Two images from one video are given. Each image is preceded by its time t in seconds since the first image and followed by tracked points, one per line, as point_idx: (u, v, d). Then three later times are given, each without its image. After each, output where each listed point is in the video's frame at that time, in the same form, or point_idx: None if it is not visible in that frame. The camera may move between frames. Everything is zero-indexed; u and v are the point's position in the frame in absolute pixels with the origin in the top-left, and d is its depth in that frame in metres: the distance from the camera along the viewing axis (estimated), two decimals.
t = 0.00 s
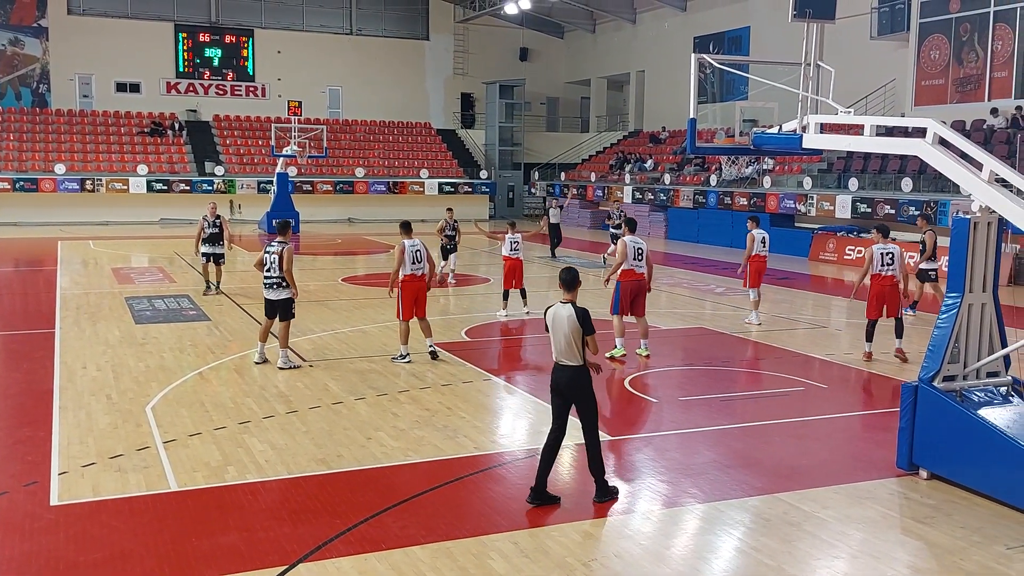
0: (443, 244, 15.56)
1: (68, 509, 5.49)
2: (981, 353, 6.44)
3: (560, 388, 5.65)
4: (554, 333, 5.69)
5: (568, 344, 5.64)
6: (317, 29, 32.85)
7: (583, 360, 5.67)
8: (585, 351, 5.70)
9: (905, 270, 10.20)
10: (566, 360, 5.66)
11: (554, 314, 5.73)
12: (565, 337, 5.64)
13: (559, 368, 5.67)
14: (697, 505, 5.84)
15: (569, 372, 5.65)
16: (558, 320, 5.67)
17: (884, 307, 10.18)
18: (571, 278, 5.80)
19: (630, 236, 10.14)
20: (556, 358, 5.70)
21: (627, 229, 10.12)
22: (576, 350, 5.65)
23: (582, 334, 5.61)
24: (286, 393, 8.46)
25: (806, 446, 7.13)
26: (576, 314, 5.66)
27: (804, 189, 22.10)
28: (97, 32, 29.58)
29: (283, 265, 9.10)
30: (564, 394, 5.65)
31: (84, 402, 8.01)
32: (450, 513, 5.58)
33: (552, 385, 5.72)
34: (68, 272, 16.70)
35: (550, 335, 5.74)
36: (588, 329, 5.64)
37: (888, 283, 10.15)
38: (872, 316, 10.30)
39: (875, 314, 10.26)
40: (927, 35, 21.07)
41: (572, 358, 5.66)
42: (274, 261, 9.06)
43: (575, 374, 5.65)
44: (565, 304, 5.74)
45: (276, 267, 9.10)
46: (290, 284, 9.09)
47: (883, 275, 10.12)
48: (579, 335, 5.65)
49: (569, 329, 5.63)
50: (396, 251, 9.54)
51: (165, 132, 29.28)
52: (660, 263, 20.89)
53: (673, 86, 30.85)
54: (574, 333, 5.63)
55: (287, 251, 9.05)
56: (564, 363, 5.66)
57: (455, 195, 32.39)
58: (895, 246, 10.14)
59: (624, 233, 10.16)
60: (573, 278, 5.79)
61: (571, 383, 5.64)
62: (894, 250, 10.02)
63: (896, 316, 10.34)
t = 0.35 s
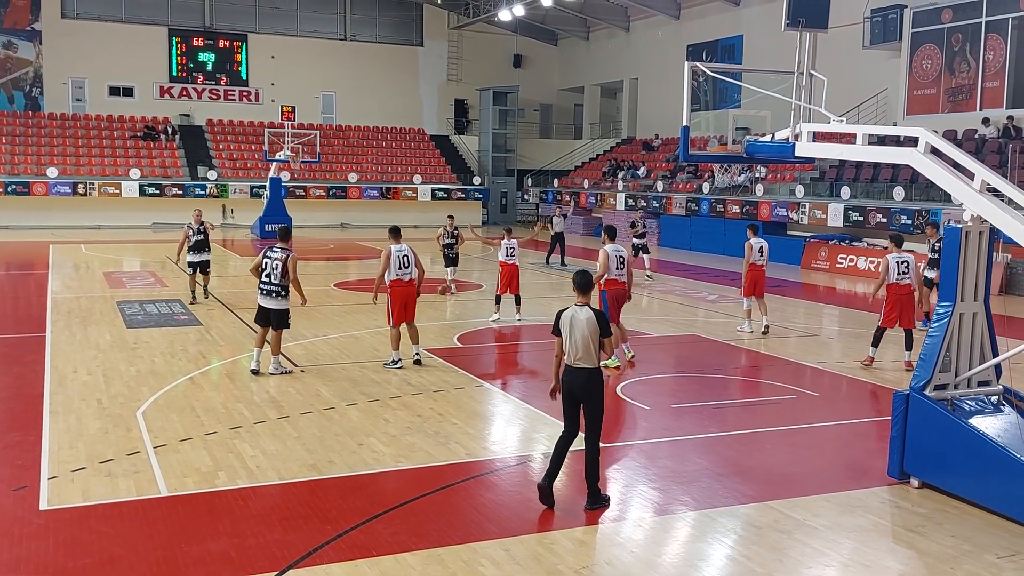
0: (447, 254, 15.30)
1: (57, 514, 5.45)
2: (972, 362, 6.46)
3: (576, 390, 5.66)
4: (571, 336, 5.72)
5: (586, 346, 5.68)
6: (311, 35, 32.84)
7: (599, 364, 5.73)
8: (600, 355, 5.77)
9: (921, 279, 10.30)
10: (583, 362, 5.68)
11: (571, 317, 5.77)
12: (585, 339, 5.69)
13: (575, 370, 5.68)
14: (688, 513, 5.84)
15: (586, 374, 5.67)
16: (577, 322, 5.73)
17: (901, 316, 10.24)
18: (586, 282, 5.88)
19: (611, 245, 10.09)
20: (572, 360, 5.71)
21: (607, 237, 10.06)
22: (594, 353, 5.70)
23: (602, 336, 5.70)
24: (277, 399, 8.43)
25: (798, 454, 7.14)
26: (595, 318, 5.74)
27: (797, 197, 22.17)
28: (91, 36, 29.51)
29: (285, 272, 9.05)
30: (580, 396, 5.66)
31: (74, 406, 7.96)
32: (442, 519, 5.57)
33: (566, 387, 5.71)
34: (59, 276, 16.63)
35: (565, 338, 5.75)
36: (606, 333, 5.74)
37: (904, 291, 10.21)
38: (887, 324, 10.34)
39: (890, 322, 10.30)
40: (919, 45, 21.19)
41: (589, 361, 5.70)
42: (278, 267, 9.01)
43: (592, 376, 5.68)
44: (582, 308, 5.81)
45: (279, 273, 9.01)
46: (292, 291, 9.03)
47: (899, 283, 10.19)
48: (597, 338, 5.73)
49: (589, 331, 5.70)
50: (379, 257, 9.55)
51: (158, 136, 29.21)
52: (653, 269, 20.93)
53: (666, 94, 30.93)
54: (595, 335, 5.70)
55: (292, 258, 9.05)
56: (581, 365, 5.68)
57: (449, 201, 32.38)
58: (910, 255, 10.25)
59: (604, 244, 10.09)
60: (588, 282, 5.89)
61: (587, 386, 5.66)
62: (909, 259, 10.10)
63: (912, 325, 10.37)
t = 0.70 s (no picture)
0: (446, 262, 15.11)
1: (51, 518, 5.42)
2: (968, 368, 6.47)
3: (573, 394, 5.65)
4: (567, 340, 5.70)
5: (582, 350, 5.67)
6: (308, 39, 32.83)
7: (595, 368, 5.72)
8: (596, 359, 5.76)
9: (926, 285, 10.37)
10: (580, 366, 5.67)
11: (566, 322, 5.75)
12: (582, 343, 5.67)
13: (572, 375, 5.67)
14: (684, 518, 5.83)
15: (583, 378, 5.66)
16: (573, 327, 5.71)
17: (910, 322, 10.27)
18: (579, 285, 5.86)
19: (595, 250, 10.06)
20: (568, 365, 5.69)
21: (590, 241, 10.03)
22: (591, 357, 5.70)
23: (599, 340, 5.70)
24: (273, 403, 8.40)
25: (793, 459, 7.14)
26: (591, 321, 5.74)
27: (793, 203, 22.23)
28: (87, 39, 29.48)
29: (284, 279, 9.03)
30: (578, 400, 5.65)
31: (69, 410, 7.93)
32: (438, 524, 5.56)
33: (562, 391, 5.69)
34: (55, 279, 16.58)
35: (560, 342, 5.73)
36: (602, 336, 5.74)
37: (911, 297, 10.27)
38: (898, 332, 10.36)
39: (901, 330, 10.33)
40: (915, 52, 21.29)
41: (586, 365, 5.69)
42: (278, 275, 8.97)
43: (590, 380, 5.67)
44: (577, 312, 5.79)
45: (279, 280, 8.98)
46: (292, 299, 9.01)
47: (906, 289, 10.25)
48: (592, 342, 5.72)
49: (584, 335, 5.69)
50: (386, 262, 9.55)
51: (154, 140, 29.17)
52: (649, 275, 20.95)
53: (662, 99, 30.99)
54: (590, 339, 5.70)
55: (290, 264, 9.02)
56: (578, 369, 5.67)
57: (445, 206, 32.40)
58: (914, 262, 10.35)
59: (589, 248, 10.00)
60: (582, 284, 5.87)
61: (585, 390, 5.65)
62: (913, 264, 10.23)
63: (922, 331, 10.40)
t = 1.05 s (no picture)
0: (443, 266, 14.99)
1: (46, 521, 5.41)
2: (963, 372, 6.48)
3: (546, 400, 5.63)
4: (541, 345, 5.68)
5: (556, 357, 5.65)
6: (304, 42, 32.82)
7: (569, 374, 5.70)
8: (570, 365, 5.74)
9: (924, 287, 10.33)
10: (553, 373, 5.66)
11: (540, 327, 5.72)
12: (555, 349, 5.65)
13: (544, 381, 5.65)
14: (679, 521, 5.83)
15: (556, 385, 5.64)
16: (547, 332, 5.69)
17: (909, 327, 10.28)
18: (554, 290, 5.82)
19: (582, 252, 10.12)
20: (541, 371, 5.67)
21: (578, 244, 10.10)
22: (564, 363, 5.68)
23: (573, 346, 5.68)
24: (269, 406, 8.39)
25: (789, 463, 7.14)
26: (564, 327, 5.72)
27: (788, 206, 22.28)
28: (83, 42, 29.45)
29: (282, 283, 8.93)
30: (551, 406, 5.63)
31: (64, 413, 7.90)
32: (434, 527, 5.56)
33: (535, 397, 5.66)
34: (50, 282, 16.56)
35: (534, 348, 5.71)
36: (575, 342, 5.72)
37: (911, 301, 10.23)
38: (897, 336, 10.37)
39: (900, 335, 10.33)
40: (911, 56, 21.33)
41: (559, 371, 5.68)
42: (276, 278, 8.85)
43: (563, 387, 5.65)
44: (551, 317, 5.77)
45: (277, 283, 8.87)
46: (291, 302, 8.90)
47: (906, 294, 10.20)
48: (565, 348, 5.70)
49: (557, 341, 5.67)
50: (386, 264, 9.48)
51: (149, 142, 29.15)
52: (644, 277, 20.99)
53: (658, 102, 31.03)
54: (564, 345, 5.68)
55: (288, 267, 8.95)
56: (551, 375, 5.65)
57: (441, 209, 32.43)
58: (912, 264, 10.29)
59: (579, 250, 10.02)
60: (557, 290, 5.83)
61: (559, 397, 5.63)
62: (912, 269, 10.16)
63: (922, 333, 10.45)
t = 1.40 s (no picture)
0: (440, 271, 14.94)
1: (41, 526, 5.38)
2: (958, 375, 6.48)
3: (520, 407, 5.63)
4: (511, 352, 5.66)
5: (526, 362, 5.62)
6: (300, 46, 32.81)
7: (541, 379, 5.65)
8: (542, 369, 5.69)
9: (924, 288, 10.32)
10: (524, 379, 5.63)
11: (509, 333, 5.71)
12: (524, 355, 5.62)
13: (517, 388, 5.64)
14: (675, 525, 5.83)
15: (528, 391, 5.62)
16: (514, 337, 5.66)
17: (910, 329, 10.28)
18: (524, 293, 5.76)
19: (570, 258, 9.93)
20: (513, 377, 5.66)
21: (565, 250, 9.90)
22: (535, 369, 5.64)
23: (541, 350, 5.61)
24: (265, 410, 8.37)
25: (785, 466, 7.14)
26: (533, 331, 5.66)
27: (784, 210, 22.29)
28: (78, 45, 29.41)
29: (289, 291, 8.77)
30: (524, 412, 5.63)
31: (59, 418, 7.87)
32: (429, 531, 5.54)
33: (511, 404, 5.68)
34: (45, 286, 16.52)
35: (506, 354, 5.71)
36: (545, 345, 5.65)
37: (912, 304, 10.22)
38: (898, 339, 10.38)
39: (901, 337, 10.35)
40: (905, 60, 21.41)
41: (531, 377, 5.64)
42: (283, 288, 8.70)
43: (536, 392, 5.62)
44: (521, 322, 5.73)
45: (284, 293, 8.71)
46: (299, 312, 8.76)
47: (907, 297, 10.19)
48: (535, 352, 5.64)
49: (525, 346, 5.62)
50: (368, 268, 9.49)
51: (145, 146, 29.10)
52: (639, 281, 21.02)
53: (654, 106, 31.09)
54: (532, 350, 5.62)
55: (294, 276, 8.77)
56: (523, 382, 5.63)
57: (437, 212, 32.40)
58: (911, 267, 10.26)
59: (565, 257, 9.83)
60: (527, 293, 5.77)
61: (531, 402, 5.61)
62: (912, 272, 10.14)
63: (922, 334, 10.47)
